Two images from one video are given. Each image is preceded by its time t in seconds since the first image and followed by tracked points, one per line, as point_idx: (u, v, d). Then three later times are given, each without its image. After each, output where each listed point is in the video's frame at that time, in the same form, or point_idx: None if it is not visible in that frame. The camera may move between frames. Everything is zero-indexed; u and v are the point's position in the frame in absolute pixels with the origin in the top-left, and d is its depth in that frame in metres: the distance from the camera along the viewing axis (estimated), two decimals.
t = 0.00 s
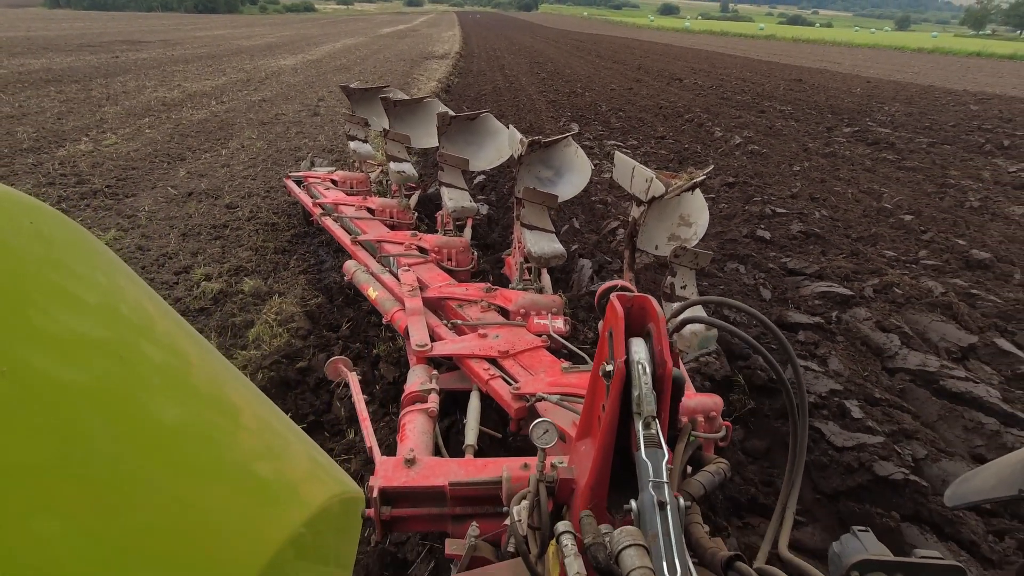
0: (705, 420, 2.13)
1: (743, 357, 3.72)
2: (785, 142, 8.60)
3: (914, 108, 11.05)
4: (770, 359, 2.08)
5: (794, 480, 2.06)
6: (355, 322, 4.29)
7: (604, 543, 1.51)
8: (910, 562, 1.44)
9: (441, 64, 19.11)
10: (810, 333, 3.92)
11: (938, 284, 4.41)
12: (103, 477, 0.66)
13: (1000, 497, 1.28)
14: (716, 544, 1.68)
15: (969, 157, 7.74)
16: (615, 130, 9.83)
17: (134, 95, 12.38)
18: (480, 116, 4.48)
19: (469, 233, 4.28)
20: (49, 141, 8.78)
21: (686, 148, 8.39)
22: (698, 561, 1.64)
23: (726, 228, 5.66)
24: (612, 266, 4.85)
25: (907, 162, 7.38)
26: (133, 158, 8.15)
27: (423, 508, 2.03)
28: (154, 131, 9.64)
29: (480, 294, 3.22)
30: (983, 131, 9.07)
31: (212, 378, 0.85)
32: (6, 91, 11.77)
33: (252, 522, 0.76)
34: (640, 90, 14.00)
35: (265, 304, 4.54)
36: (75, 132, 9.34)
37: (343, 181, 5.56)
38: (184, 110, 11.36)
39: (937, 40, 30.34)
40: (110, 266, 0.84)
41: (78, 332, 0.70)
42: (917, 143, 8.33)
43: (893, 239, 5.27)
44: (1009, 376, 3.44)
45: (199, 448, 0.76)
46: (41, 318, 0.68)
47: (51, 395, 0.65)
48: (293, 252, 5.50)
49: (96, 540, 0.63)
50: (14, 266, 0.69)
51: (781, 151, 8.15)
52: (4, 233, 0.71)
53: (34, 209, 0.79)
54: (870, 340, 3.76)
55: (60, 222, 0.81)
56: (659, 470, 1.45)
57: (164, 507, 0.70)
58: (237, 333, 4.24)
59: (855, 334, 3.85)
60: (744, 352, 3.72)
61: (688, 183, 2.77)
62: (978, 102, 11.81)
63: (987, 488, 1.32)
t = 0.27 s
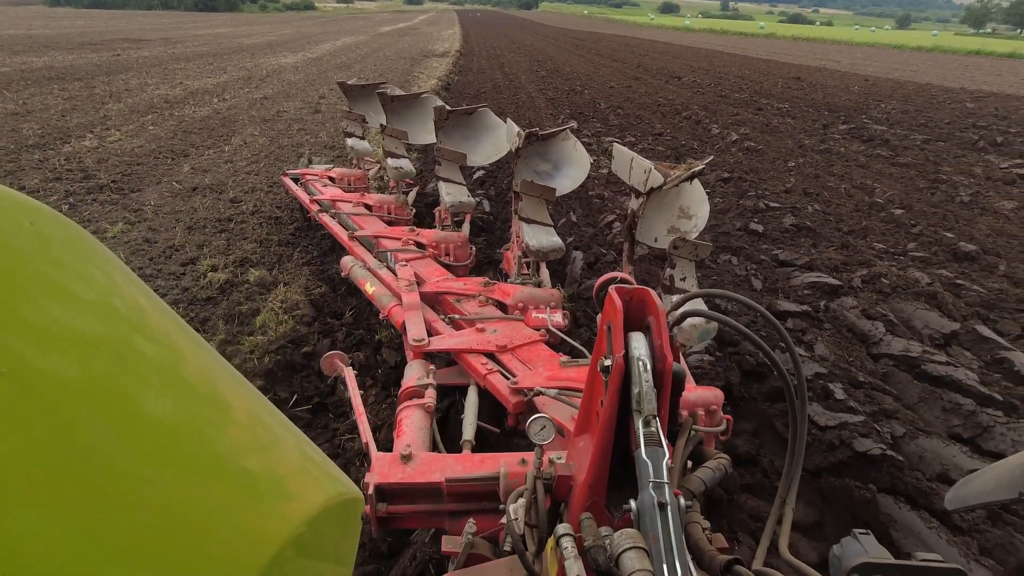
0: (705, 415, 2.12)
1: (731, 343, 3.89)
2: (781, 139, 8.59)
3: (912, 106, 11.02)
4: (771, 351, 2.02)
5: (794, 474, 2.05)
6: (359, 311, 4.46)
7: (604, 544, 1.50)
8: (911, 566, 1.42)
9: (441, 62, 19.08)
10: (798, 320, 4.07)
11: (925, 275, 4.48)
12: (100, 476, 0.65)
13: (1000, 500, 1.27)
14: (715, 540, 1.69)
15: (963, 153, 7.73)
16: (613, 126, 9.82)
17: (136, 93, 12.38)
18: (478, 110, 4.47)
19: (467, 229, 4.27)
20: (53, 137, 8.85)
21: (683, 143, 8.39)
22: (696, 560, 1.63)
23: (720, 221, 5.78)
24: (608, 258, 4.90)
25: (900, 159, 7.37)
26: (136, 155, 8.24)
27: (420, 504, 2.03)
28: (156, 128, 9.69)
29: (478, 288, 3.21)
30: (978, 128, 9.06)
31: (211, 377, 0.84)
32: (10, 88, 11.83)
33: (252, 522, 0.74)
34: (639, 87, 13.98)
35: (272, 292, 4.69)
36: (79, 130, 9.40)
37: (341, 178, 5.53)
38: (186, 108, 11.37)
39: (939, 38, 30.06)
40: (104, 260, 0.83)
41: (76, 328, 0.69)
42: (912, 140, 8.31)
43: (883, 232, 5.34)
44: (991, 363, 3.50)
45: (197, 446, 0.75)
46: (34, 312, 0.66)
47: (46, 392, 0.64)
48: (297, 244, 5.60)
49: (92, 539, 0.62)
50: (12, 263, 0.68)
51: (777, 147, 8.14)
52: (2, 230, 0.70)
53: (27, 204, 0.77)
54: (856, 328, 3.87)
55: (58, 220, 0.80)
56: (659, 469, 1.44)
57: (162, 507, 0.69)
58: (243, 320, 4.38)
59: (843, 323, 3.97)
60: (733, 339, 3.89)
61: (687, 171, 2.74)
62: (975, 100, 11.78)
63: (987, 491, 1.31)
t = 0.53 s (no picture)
0: (702, 419, 2.14)
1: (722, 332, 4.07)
2: (777, 136, 8.62)
3: (908, 103, 11.05)
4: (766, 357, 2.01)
5: (792, 478, 2.04)
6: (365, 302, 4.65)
7: (603, 541, 1.51)
8: (909, 562, 1.44)
9: (441, 59, 19.10)
10: (786, 310, 4.24)
11: (911, 267, 4.64)
12: (97, 474, 0.66)
13: (999, 498, 1.28)
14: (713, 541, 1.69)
15: (956, 150, 7.77)
16: (612, 124, 9.85)
17: (139, 91, 12.39)
18: (477, 113, 4.47)
19: (466, 231, 4.28)
20: (59, 135, 8.93)
21: (679, 141, 8.42)
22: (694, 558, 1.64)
23: (713, 215, 5.89)
24: (603, 250, 5.18)
25: (894, 155, 7.42)
26: (142, 152, 8.32)
27: (420, 508, 2.04)
28: (161, 125, 9.74)
29: (477, 292, 3.22)
30: (971, 126, 9.10)
31: (210, 375, 0.85)
32: (14, 86, 11.87)
33: (251, 520, 0.75)
34: (638, 86, 14.01)
35: (278, 282, 4.87)
36: (84, 127, 9.46)
37: (340, 179, 5.54)
38: (189, 105, 11.38)
39: (939, 36, 30.02)
40: (107, 259, 0.84)
41: (75, 328, 0.70)
42: (906, 138, 8.34)
43: (872, 226, 5.46)
44: (968, 348, 3.70)
45: (196, 445, 0.76)
46: (33, 310, 0.68)
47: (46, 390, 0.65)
48: (302, 237, 5.76)
49: (86, 536, 0.63)
50: (12, 264, 0.70)
51: (772, 144, 8.17)
52: (2, 230, 0.72)
53: (32, 206, 0.79)
54: (840, 314, 4.09)
55: (60, 220, 0.82)
56: (655, 471, 1.45)
57: (160, 504, 0.70)
58: (251, 310, 4.52)
59: (829, 311, 4.16)
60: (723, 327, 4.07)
61: (685, 181, 2.76)
62: (970, 97, 11.81)
63: (986, 489, 1.32)
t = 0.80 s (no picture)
0: (702, 427, 2.15)
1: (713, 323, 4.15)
2: (774, 135, 8.62)
3: (905, 102, 11.04)
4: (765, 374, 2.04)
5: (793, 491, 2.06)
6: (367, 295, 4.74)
7: (601, 541, 1.51)
8: (907, 560, 1.44)
9: (442, 60, 19.10)
10: (777, 301, 4.32)
11: (900, 261, 4.69)
12: (99, 469, 0.66)
13: (997, 494, 1.28)
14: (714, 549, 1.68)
15: (951, 148, 7.77)
16: (611, 123, 9.85)
17: (143, 91, 12.42)
18: (478, 116, 4.48)
19: (468, 235, 4.29)
20: (67, 134, 8.97)
21: (677, 140, 8.42)
22: (694, 562, 1.64)
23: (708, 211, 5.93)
24: (600, 245, 5.30)
25: (889, 153, 7.42)
26: (149, 151, 8.36)
27: (422, 516, 2.05)
28: (166, 125, 9.77)
29: (478, 298, 3.23)
30: (967, 124, 9.09)
31: (210, 373, 0.86)
32: (19, 87, 11.90)
33: (252, 517, 0.75)
34: (638, 86, 13.99)
35: (286, 274, 4.94)
36: (91, 127, 9.49)
37: (341, 181, 5.56)
38: (193, 105, 11.41)
39: (939, 35, 29.90)
40: (111, 261, 0.85)
41: (76, 323, 0.70)
42: (903, 136, 8.33)
43: (865, 222, 5.51)
44: (952, 337, 3.78)
45: (196, 441, 0.76)
46: (41, 309, 0.68)
47: (55, 388, 0.65)
48: (308, 233, 5.80)
49: (94, 535, 0.63)
50: (13, 260, 0.70)
51: (770, 142, 8.16)
52: (2, 227, 0.72)
53: (36, 206, 0.80)
54: (829, 306, 4.17)
55: (61, 219, 0.82)
56: (653, 473, 1.46)
57: (160, 500, 0.70)
58: (260, 302, 4.59)
59: (818, 303, 4.23)
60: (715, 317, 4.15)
61: (685, 191, 2.79)
62: (967, 96, 11.79)
63: (984, 486, 1.32)
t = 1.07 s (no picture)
0: (707, 431, 2.14)
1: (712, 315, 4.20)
2: (774, 135, 8.60)
3: (903, 102, 11.00)
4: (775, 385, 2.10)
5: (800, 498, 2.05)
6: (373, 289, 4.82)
7: (606, 543, 1.51)
8: (911, 560, 1.44)
9: (444, 60, 19.07)
10: (774, 294, 4.35)
11: (895, 255, 4.68)
12: (99, 473, 0.67)
13: (997, 494, 1.27)
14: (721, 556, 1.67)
15: (949, 148, 7.75)
16: (612, 121, 9.83)
17: (147, 90, 12.42)
18: (480, 116, 4.46)
19: (471, 235, 4.28)
20: (74, 132, 9.00)
21: (677, 138, 8.40)
22: (700, 568, 1.64)
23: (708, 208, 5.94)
24: (601, 240, 5.35)
25: (887, 152, 7.40)
26: (156, 148, 8.40)
27: (427, 523, 2.05)
28: (172, 123, 9.79)
29: (481, 300, 3.23)
30: (966, 124, 9.06)
31: (213, 378, 0.85)
32: (25, 85, 11.92)
33: (253, 522, 0.75)
34: (639, 85, 13.96)
35: (294, 267, 5.01)
36: (97, 124, 9.51)
37: (344, 182, 5.55)
38: (198, 104, 11.42)
39: (940, 36, 29.75)
40: (114, 268, 0.86)
41: (74, 328, 0.71)
42: (901, 136, 8.31)
43: (863, 218, 5.51)
44: (945, 329, 3.80)
45: (197, 446, 0.76)
46: (40, 317, 0.69)
47: (55, 395, 0.66)
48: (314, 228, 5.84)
49: (95, 539, 0.63)
50: (16, 268, 0.71)
51: (769, 141, 8.14)
52: (6, 236, 0.73)
53: (39, 214, 0.81)
54: (823, 298, 4.19)
55: (66, 228, 0.83)
56: (658, 474, 1.46)
57: (160, 505, 0.70)
58: (269, 294, 4.68)
59: (814, 295, 4.26)
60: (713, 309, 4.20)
61: (689, 196, 2.80)
62: (966, 97, 11.74)
63: (985, 486, 1.31)
